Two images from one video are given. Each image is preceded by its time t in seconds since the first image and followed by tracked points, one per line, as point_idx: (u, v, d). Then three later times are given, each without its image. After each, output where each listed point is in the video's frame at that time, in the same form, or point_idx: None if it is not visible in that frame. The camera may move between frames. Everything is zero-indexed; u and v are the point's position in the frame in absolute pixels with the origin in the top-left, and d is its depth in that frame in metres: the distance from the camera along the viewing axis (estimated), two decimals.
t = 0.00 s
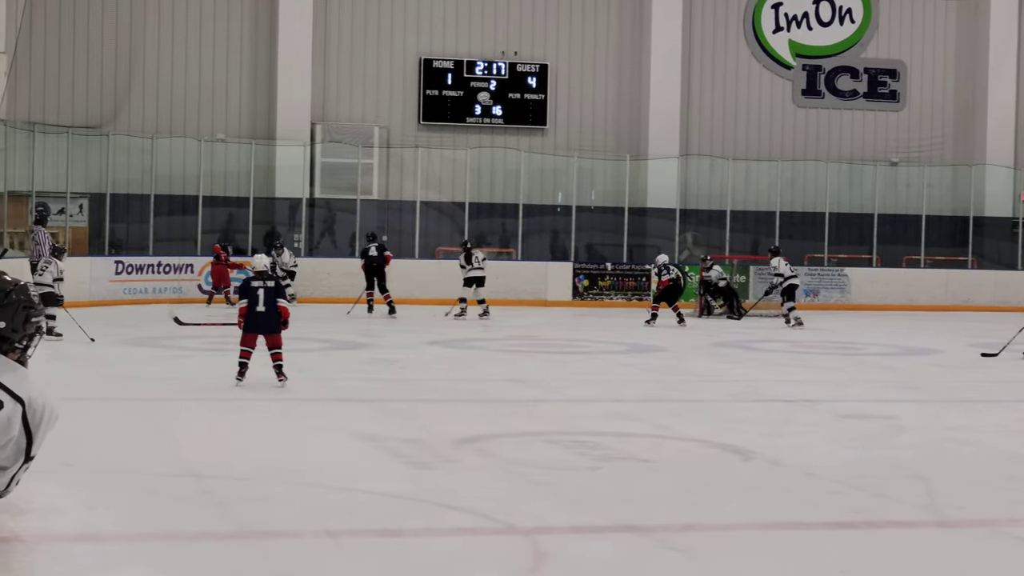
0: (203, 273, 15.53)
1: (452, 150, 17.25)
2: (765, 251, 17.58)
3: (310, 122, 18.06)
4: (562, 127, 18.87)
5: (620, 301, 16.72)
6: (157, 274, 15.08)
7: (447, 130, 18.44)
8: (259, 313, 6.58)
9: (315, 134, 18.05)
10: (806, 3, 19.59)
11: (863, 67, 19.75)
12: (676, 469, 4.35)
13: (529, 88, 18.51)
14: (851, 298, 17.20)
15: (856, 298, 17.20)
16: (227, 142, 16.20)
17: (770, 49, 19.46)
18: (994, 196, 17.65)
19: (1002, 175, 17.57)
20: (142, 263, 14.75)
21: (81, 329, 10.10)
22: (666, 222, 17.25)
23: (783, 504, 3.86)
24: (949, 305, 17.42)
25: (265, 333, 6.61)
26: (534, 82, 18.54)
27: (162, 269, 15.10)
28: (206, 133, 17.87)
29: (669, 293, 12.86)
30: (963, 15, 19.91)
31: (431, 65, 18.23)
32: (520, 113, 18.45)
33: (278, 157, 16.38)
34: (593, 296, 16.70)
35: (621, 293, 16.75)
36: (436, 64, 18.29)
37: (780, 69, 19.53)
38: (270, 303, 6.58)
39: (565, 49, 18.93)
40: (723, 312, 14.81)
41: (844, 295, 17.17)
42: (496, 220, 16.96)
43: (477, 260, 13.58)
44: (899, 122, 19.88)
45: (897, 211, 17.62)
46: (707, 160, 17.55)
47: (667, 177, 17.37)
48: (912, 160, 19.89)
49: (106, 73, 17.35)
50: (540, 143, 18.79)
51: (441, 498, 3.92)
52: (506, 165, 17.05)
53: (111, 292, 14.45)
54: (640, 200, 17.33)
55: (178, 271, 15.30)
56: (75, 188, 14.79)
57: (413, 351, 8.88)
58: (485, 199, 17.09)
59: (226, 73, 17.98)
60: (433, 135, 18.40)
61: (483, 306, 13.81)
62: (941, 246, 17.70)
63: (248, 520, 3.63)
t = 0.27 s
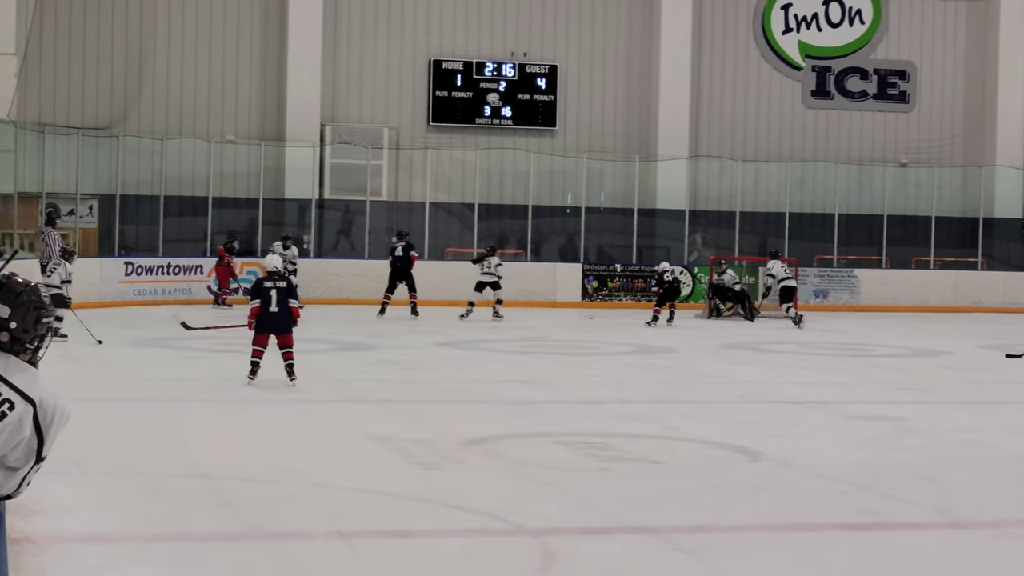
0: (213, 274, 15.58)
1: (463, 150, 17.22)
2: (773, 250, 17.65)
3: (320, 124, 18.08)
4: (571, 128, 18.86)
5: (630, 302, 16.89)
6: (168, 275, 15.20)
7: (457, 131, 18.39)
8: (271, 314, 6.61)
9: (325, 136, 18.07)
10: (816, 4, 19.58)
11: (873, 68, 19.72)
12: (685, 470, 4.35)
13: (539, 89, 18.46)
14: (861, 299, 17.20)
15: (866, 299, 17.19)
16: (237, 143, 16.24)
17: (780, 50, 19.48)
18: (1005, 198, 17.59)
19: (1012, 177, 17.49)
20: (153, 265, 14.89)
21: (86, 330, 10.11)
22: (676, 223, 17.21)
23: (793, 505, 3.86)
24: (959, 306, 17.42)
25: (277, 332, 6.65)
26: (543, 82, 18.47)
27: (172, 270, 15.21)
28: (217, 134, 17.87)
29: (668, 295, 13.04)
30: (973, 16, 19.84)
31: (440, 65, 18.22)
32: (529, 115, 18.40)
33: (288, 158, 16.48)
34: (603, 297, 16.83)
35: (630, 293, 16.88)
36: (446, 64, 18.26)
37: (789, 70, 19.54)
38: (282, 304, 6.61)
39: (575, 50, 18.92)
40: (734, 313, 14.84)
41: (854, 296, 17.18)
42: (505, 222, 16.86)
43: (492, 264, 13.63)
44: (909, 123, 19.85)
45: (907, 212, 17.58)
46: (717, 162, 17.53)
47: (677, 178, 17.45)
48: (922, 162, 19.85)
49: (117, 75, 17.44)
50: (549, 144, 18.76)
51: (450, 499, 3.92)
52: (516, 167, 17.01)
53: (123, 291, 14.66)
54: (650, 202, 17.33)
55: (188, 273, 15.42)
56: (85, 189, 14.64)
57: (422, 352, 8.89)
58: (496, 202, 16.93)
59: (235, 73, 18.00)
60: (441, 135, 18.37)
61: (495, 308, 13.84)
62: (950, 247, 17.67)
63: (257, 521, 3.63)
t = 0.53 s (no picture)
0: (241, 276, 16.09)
1: (470, 162, 17.89)
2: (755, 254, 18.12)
3: (342, 138, 18.73)
4: (568, 142, 19.55)
5: (625, 302, 17.30)
6: (198, 276, 15.68)
7: (466, 144, 19.07)
8: (295, 310, 6.97)
9: (344, 149, 18.71)
10: (795, 26, 20.25)
11: (849, 86, 20.38)
12: (681, 457, 4.68)
13: (541, 105, 19.14)
14: (838, 299, 17.75)
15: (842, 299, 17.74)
16: (265, 154, 16.55)
17: (761, 70, 20.28)
18: (970, 206, 18.37)
19: (977, 186, 18.25)
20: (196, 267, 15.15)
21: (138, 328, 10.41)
22: (667, 230, 17.71)
23: (778, 488, 4.18)
24: (927, 303, 17.98)
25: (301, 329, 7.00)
26: (545, 99, 19.17)
27: (203, 272, 15.71)
28: (240, 147, 18.59)
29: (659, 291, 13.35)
30: (940, 39, 20.52)
31: (450, 83, 18.95)
32: (533, 129, 19.05)
33: (311, 170, 16.98)
34: (599, 297, 17.24)
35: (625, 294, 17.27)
36: (456, 83, 18.98)
37: (771, 87, 20.27)
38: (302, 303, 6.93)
39: (572, 68, 19.72)
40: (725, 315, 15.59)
41: (831, 296, 17.75)
42: (501, 228, 17.28)
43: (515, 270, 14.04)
44: (881, 137, 20.54)
45: (880, 219, 18.19)
46: (704, 174, 18.34)
47: (668, 188, 18.03)
48: (893, 173, 20.61)
49: (151, 91, 18.05)
50: (551, 157, 19.47)
51: (463, 483, 4.25)
52: (520, 177, 17.44)
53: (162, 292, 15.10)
54: (642, 211, 17.95)
55: (218, 275, 15.96)
56: (124, 196, 15.08)
57: (433, 347, 9.25)
58: (502, 209, 17.49)
59: (262, 86, 18.74)
60: (452, 148, 19.03)
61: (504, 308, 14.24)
62: (919, 251, 18.41)
63: (286, 503, 3.96)
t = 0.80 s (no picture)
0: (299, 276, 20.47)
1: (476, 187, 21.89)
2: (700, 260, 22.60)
3: (375, 169, 23.20)
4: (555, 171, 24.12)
5: (599, 297, 21.73)
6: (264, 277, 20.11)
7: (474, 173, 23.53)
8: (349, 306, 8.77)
9: (376, 178, 23.12)
10: (733, 81, 25.23)
11: (775, 127, 25.37)
12: (647, 420, 5.78)
13: (533, 142, 23.58)
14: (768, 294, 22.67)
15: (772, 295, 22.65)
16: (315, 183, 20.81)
17: (706, 115, 25.14)
18: (870, 223, 23.65)
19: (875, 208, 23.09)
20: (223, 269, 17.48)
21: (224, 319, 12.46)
22: (629, 239, 22.33)
23: (715, 444, 5.30)
24: (839, 298, 22.84)
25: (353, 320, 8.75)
26: (535, 138, 23.60)
27: (266, 274, 20.14)
28: (299, 174, 22.93)
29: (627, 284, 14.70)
30: (845, 93, 25.75)
31: (461, 125, 23.35)
32: (528, 162, 23.48)
33: (350, 195, 21.26)
34: (579, 293, 21.60)
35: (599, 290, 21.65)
36: (465, 125, 23.31)
37: (712, 129, 25.19)
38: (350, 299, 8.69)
39: (559, 113, 24.37)
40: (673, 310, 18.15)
41: (762, 292, 22.66)
42: (504, 238, 21.71)
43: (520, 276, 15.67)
44: (801, 168, 25.60)
45: (800, 231, 22.75)
46: (662, 197, 22.87)
47: (631, 208, 22.88)
48: (809, 195, 25.62)
49: (227, 129, 22.27)
50: (540, 182, 23.97)
51: (471, 441, 5.36)
52: (516, 199, 21.65)
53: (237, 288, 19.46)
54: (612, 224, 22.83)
55: (279, 276, 20.43)
56: (204, 215, 19.17)
57: (442, 334, 10.46)
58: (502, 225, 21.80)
59: (311, 125, 23.12)
60: (463, 176, 23.52)
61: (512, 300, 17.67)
62: (831, 256, 22.92)
63: (333, 456, 5.07)
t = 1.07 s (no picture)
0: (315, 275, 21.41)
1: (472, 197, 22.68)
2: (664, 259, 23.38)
3: (383, 180, 24.03)
4: (543, 183, 24.98)
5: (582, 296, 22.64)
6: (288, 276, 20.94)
7: (472, 186, 24.42)
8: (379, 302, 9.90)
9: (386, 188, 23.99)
10: (694, 103, 25.77)
11: (731, 145, 25.89)
12: (624, 406, 6.51)
13: (522, 159, 24.55)
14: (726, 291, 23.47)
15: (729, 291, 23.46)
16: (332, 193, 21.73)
17: (668, 133, 25.65)
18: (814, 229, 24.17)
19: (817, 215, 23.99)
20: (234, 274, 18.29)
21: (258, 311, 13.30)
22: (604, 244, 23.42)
23: (683, 425, 6.03)
24: (784, 295, 23.82)
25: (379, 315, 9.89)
26: (524, 155, 24.54)
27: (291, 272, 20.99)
28: (317, 185, 23.79)
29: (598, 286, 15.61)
30: (792, 115, 26.26)
31: (458, 143, 24.37)
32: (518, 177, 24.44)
33: (363, 204, 22.55)
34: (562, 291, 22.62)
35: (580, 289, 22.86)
36: (463, 143, 24.32)
37: (674, 145, 25.69)
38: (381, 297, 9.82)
39: (547, 132, 25.18)
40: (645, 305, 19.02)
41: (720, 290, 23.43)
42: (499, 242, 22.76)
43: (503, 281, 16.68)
44: (753, 183, 26.04)
45: (754, 233, 23.62)
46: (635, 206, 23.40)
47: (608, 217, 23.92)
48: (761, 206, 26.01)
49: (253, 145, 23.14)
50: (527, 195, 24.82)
51: (467, 422, 6.09)
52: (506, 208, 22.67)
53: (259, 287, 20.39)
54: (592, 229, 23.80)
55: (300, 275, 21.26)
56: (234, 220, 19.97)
57: (440, 333, 11.23)
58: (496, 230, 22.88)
59: (328, 136, 23.91)
60: (461, 189, 24.39)
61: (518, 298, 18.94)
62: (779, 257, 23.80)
63: (348, 433, 5.79)
